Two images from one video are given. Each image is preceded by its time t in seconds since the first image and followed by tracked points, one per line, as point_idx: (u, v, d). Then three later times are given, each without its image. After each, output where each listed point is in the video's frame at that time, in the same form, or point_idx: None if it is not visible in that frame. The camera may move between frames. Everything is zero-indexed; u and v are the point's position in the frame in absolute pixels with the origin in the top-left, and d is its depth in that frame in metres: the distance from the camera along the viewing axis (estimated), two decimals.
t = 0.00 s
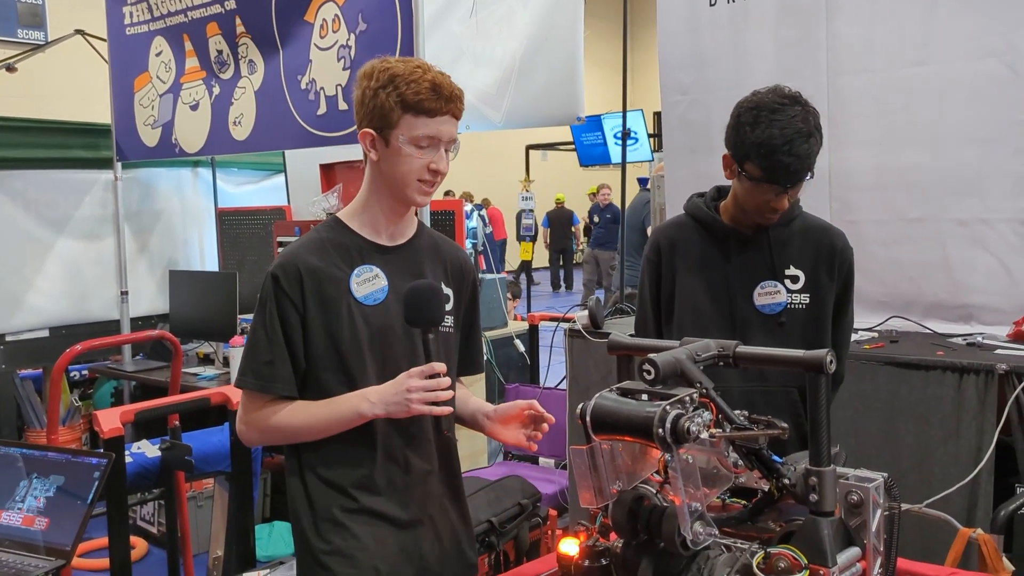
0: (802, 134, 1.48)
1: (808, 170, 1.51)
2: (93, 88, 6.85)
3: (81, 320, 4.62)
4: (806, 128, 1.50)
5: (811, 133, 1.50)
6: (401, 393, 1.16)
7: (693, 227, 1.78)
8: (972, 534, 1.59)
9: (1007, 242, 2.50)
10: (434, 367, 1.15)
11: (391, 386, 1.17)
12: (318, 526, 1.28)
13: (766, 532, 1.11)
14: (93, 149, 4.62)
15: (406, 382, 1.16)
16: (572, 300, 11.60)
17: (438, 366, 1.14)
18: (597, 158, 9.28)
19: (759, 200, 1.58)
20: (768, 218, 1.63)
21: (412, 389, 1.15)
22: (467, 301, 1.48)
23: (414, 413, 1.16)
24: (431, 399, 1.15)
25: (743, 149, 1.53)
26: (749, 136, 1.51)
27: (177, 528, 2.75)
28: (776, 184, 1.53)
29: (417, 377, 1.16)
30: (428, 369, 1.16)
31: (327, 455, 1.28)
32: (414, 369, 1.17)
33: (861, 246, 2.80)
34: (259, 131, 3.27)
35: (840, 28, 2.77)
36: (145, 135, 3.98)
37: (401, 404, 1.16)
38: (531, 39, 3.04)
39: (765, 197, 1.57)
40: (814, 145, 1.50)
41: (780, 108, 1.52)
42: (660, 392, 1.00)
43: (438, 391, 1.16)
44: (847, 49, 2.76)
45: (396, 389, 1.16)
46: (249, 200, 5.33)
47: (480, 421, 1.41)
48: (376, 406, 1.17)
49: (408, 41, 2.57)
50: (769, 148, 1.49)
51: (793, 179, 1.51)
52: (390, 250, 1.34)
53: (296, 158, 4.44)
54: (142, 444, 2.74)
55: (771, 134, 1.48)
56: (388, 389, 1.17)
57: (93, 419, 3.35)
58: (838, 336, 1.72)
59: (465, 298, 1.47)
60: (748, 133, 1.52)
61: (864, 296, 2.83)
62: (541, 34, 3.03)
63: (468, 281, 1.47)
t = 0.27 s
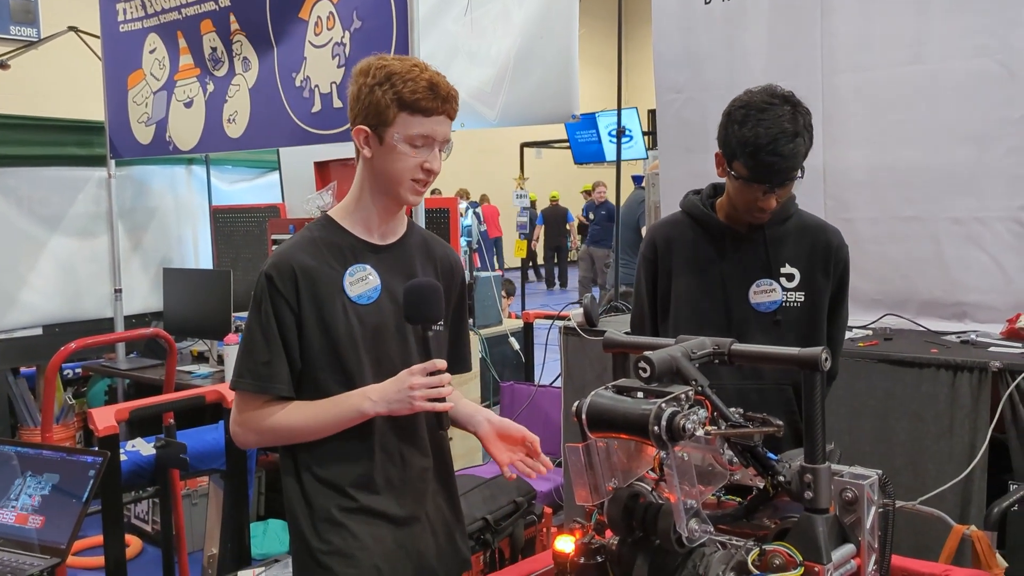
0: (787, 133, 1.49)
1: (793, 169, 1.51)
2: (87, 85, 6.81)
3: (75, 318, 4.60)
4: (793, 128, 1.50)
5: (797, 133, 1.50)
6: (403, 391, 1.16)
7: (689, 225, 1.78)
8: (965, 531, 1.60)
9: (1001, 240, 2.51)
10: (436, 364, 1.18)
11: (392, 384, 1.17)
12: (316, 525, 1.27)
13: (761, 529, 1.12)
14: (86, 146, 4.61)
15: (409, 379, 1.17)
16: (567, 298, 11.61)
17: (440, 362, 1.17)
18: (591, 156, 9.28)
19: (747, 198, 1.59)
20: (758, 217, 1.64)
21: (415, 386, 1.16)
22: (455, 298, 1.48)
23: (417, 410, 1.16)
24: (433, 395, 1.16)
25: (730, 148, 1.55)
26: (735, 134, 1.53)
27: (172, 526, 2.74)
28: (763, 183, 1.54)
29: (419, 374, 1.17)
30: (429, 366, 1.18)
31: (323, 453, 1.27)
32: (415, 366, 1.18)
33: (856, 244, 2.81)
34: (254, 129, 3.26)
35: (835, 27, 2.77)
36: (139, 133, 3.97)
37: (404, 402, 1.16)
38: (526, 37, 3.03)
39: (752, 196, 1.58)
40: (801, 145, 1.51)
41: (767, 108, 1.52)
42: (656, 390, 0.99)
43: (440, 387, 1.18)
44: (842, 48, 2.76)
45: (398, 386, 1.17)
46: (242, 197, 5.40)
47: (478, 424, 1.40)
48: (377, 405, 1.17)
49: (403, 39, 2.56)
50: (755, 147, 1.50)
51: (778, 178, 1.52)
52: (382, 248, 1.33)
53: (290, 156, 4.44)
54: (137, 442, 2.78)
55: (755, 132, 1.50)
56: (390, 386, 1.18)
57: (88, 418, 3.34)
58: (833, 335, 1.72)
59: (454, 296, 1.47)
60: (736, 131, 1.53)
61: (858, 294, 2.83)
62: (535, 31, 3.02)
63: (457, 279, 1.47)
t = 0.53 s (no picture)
0: (774, 132, 1.49)
1: (781, 168, 1.51)
2: (82, 83, 6.79)
3: (70, 316, 4.59)
4: (781, 128, 1.51)
5: (786, 132, 1.50)
6: (394, 393, 1.16)
7: (686, 222, 1.78)
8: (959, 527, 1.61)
9: (995, 238, 2.52)
10: (427, 367, 1.17)
11: (382, 386, 1.17)
12: (302, 526, 1.27)
13: (757, 525, 1.12)
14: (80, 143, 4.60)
15: (399, 382, 1.16)
16: (562, 296, 11.60)
17: (429, 364, 1.16)
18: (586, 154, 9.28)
19: (738, 198, 1.60)
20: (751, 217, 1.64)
21: (405, 388, 1.16)
22: (452, 295, 1.48)
23: (406, 412, 1.17)
24: (423, 397, 1.16)
25: (721, 147, 1.57)
26: (725, 133, 1.55)
27: (167, 524, 2.74)
28: (752, 182, 1.54)
29: (409, 376, 1.17)
30: (419, 367, 1.17)
31: (312, 454, 1.28)
32: (405, 368, 1.18)
33: (851, 241, 2.81)
34: (249, 125, 3.25)
35: (830, 24, 2.78)
36: (133, 130, 3.95)
37: (394, 404, 1.16)
38: (521, 34, 3.03)
39: (742, 196, 1.58)
40: (789, 145, 1.51)
41: (757, 107, 1.54)
42: (652, 387, 1.00)
43: (430, 389, 1.17)
44: (837, 45, 2.77)
45: (388, 389, 1.17)
46: (237, 194, 5.39)
47: (473, 425, 1.40)
48: (368, 406, 1.17)
49: (398, 36, 2.56)
50: (742, 146, 1.51)
51: (766, 177, 1.52)
52: (374, 247, 1.33)
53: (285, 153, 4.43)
54: (132, 440, 2.75)
55: (742, 131, 1.51)
56: (380, 388, 1.18)
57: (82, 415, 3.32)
58: (828, 332, 1.73)
59: (449, 293, 1.46)
60: (725, 130, 1.55)
61: (853, 292, 2.84)
62: (530, 29, 3.02)
63: (453, 275, 1.46)
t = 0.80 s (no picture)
0: (762, 131, 1.50)
1: (770, 167, 1.52)
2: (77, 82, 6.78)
3: (65, 316, 4.58)
4: (770, 127, 1.51)
5: (775, 132, 1.51)
6: (384, 397, 1.15)
7: (684, 221, 1.78)
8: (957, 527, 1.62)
9: (991, 237, 2.53)
10: (417, 370, 1.15)
11: (374, 390, 1.16)
12: (291, 526, 1.28)
13: (753, 524, 1.11)
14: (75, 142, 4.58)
15: (390, 386, 1.15)
16: (559, 295, 11.60)
17: (421, 369, 1.14)
18: (582, 153, 9.27)
19: (730, 198, 1.61)
20: (744, 216, 1.65)
21: (396, 392, 1.15)
22: (453, 294, 1.47)
23: (397, 416, 1.15)
24: (414, 402, 1.14)
25: (711, 148, 1.58)
26: (714, 134, 1.56)
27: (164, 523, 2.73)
28: (743, 182, 1.55)
29: (401, 380, 1.16)
30: (410, 372, 1.15)
31: (305, 456, 1.27)
32: (397, 372, 1.17)
33: (847, 241, 2.82)
34: (245, 125, 3.25)
35: (826, 24, 2.78)
36: (129, 129, 3.94)
37: (385, 408, 1.15)
38: (518, 34, 3.03)
39: (734, 196, 1.59)
40: (778, 144, 1.51)
41: (747, 107, 1.54)
42: (648, 385, 1.00)
43: (421, 392, 1.16)
44: (833, 45, 2.77)
45: (379, 392, 1.16)
46: (233, 194, 5.38)
47: (475, 427, 1.40)
48: (359, 409, 1.17)
49: (394, 35, 2.56)
50: (732, 146, 1.52)
51: (756, 177, 1.53)
52: (371, 248, 1.32)
53: (281, 153, 4.42)
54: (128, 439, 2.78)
55: (731, 131, 1.53)
56: (371, 392, 1.17)
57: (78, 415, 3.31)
58: (825, 331, 1.74)
59: (450, 292, 1.45)
60: (715, 131, 1.56)
61: (849, 291, 2.84)
62: (526, 29, 3.02)
63: (455, 274, 1.46)
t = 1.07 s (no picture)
0: (754, 130, 1.51)
1: (763, 165, 1.52)
2: (73, 80, 6.77)
3: (61, 314, 4.57)
4: (763, 126, 1.51)
5: (767, 130, 1.51)
6: (382, 401, 1.16)
7: (681, 220, 1.78)
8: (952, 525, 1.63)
9: (988, 237, 2.53)
10: (416, 374, 1.15)
11: (372, 393, 1.17)
12: (285, 528, 1.27)
13: (749, 523, 1.11)
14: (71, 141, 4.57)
15: (388, 390, 1.16)
16: (555, 294, 11.60)
17: (420, 372, 1.14)
18: (579, 152, 9.27)
19: (725, 196, 1.61)
20: (739, 212, 1.65)
21: (393, 396, 1.15)
22: (452, 291, 1.47)
23: (395, 420, 1.16)
24: (412, 406, 1.15)
25: (705, 146, 1.58)
26: (707, 132, 1.57)
27: (161, 522, 2.73)
28: (736, 180, 1.56)
29: (399, 385, 1.17)
30: (410, 375, 1.16)
31: (303, 459, 1.27)
32: (394, 376, 1.17)
33: (844, 239, 2.82)
34: (241, 123, 3.24)
35: (823, 23, 2.78)
36: (125, 128, 3.94)
37: (383, 412, 1.15)
38: (514, 32, 3.02)
39: (728, 194, 1.60)
40: (770, 142, 1.51)
41: (740, 106, 1.54)
42: (645, 384, 1.00)
43: (419, 396, 1.16)
44: (830, 44, 2.78)
45: (377, 396, 1.16)
46: (230, 192, 5.38)
47: (476, 425, 1.40)
48: (356, 413, 1.17)
49: (391, 34, 2.55)
50: (725, 144, 1.52)
51: (749, 175, 1.53)
52: (369, 246, 1.32)
53: (277, 151, 4.42)
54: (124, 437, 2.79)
55: (723, 130, 1.53)
56: (370, 395, 1.17)
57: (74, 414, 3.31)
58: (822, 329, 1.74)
59: (450, 289, 1.46)
60: (708, 129, 1.57)
61: (846, 290, 2.84)
62: (523, 27, 3.01)
63: (454, 270, 1.46)
